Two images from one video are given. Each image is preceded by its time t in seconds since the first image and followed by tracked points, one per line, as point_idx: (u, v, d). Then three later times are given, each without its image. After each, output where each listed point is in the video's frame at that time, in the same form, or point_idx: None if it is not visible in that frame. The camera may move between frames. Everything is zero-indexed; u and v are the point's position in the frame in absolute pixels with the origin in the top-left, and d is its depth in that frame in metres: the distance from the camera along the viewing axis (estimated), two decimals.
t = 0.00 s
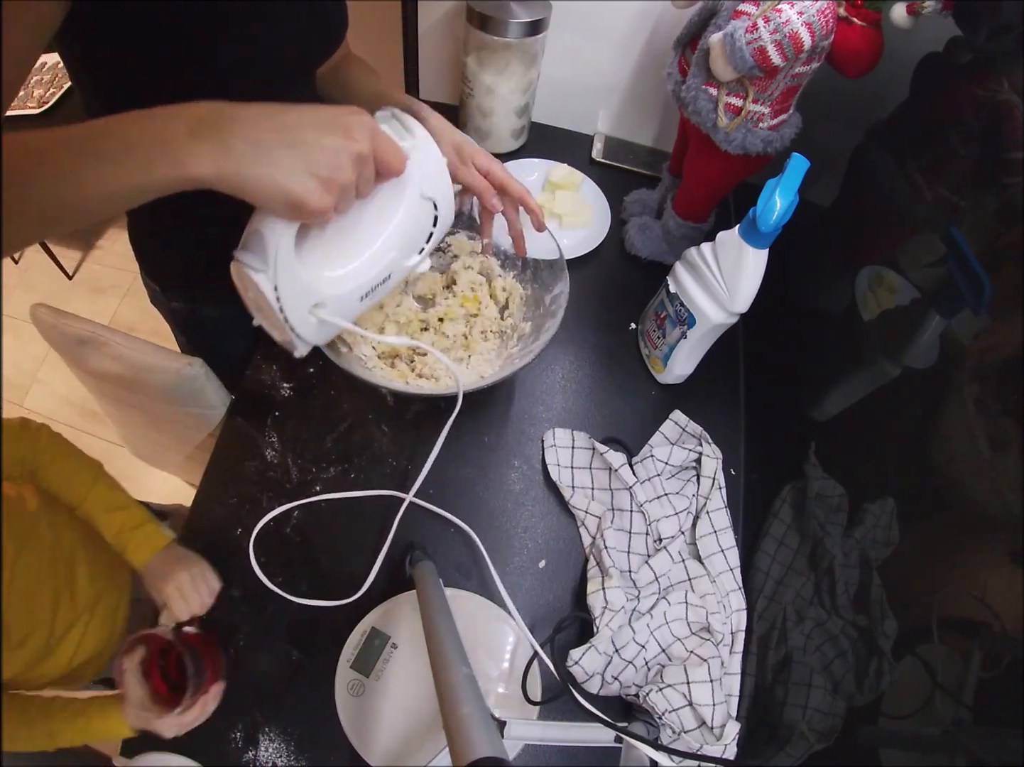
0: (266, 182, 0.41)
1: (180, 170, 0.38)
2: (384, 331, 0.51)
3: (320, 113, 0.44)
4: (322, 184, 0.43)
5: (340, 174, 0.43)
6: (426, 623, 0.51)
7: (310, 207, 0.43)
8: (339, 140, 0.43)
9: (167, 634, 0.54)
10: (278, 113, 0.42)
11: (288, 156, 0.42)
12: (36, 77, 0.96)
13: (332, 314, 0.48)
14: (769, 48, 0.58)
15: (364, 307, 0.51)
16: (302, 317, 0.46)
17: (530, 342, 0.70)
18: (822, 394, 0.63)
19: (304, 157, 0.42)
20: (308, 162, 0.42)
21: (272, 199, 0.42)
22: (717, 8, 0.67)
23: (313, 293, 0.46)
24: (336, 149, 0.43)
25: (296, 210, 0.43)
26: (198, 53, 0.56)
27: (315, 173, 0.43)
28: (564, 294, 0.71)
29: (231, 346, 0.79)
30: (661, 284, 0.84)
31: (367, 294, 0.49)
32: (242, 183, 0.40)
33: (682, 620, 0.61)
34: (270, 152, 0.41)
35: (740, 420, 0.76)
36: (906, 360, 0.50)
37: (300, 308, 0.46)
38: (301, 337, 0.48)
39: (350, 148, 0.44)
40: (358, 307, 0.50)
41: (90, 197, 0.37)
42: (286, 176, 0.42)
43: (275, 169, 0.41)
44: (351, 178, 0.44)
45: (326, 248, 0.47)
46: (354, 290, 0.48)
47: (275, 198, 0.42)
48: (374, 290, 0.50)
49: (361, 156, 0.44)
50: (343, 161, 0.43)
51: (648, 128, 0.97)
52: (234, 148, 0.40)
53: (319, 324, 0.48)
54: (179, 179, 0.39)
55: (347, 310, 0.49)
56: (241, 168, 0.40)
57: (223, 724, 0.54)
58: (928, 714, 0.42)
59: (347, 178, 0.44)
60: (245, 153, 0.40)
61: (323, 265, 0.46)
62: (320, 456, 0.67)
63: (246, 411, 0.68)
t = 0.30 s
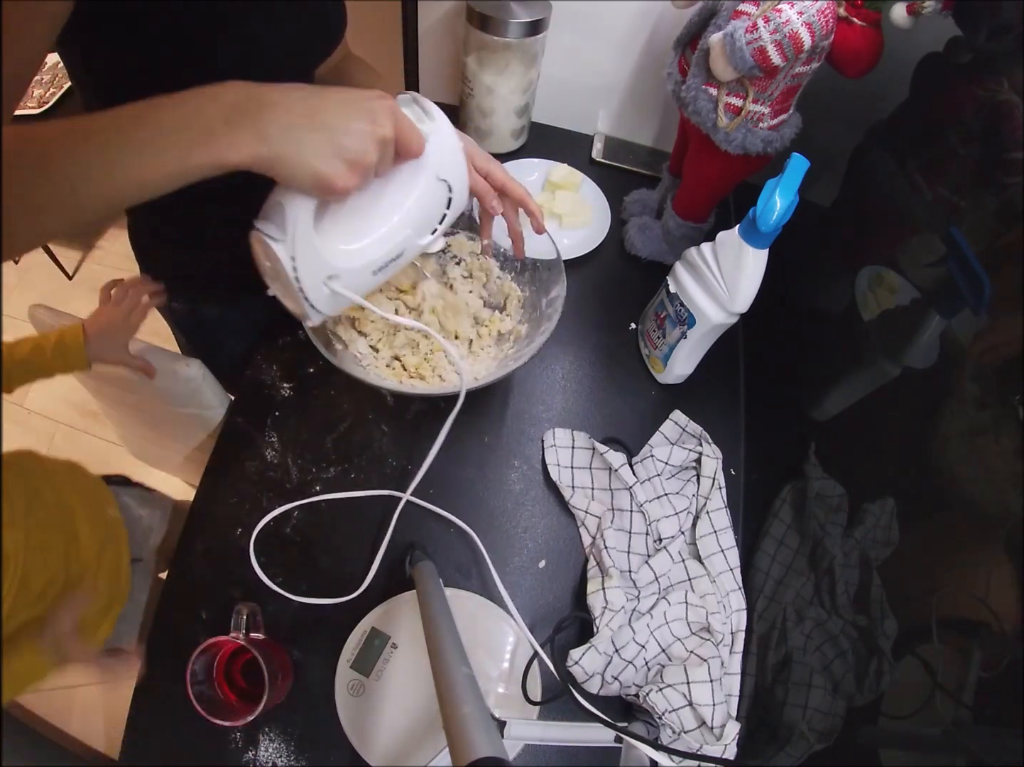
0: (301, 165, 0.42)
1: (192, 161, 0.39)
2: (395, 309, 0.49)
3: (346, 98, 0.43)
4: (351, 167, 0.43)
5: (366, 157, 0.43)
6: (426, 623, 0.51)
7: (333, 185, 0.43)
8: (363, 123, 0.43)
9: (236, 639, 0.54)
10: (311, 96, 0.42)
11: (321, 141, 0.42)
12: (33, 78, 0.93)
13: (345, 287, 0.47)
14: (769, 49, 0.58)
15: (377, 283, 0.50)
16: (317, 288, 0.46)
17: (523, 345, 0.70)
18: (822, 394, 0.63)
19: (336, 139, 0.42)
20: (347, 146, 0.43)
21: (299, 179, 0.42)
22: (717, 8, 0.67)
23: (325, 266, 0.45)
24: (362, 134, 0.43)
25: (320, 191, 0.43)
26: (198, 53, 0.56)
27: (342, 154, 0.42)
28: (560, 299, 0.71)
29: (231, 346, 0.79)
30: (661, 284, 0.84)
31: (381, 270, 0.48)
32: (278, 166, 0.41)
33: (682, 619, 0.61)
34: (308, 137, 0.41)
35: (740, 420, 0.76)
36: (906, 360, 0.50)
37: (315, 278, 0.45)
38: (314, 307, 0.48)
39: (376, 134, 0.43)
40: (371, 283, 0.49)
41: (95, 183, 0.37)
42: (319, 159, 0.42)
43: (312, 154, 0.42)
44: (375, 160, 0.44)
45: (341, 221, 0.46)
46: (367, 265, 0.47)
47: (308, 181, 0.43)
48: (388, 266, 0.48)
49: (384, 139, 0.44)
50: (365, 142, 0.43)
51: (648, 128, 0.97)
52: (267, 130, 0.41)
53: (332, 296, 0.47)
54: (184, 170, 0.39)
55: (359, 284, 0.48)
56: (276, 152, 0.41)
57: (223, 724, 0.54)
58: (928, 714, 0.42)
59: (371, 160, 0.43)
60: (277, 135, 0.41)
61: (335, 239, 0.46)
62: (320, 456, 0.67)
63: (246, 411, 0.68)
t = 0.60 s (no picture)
0: (229, 186, 0.42)
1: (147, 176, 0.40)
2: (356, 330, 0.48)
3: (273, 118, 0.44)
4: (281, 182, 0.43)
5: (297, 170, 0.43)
6: (426, 623, 0.51)
7: (269, 204, 0.43)
8: (292, 138, 0.43)
9: (236, 639, 0.54)
10: (229, 118, 0.42)
11: (245, 158, 0.42)
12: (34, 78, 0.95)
13: (300, 313, 0.46)
14: (769, 49, 0.58)
15: (336, 307, 0.49)
16: (269, 315, 0.45)
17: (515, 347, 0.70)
18: (822, 394, 0.63)
19: (262, 154, 0.42)
20: (274, 162, 0.43)
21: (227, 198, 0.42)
22: (717, 8, 0.67)
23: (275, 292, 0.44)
24: (288, 147, 0.43)
25: (248, 206, 0.43)
26: (198, 53, 0.56)
27: (271, 169, 0.43)
28: (554, 299, 0.71)
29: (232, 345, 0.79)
30: (661, 284, 0.83)
31: (336, 292, 0.47)
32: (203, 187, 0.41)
33: (682, 620, 0.61)
34: (225, 155, 0.42)
35: (740, 421, 0.76)
36: (906, 360, 0.50)
37: (265, 305, 0.45)
38: (272, 338, 0.47)
39: (306, 147, 0.43)
40: (328, 307, 0.48)
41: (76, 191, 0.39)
42: (239, 175, 0.42)
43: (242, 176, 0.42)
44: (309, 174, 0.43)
45: (296, 247, 0.46)
46: (320, 288, 0.46)
47: (229, 197, 0.42)
48: (343, 287, 0.47)
49: (319, 155, 0.44)
50: (295, 154, 0.43)
51: (648, 128, 0.97)
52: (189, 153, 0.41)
53: (288, 323, 0.46)
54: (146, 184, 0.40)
55: (316, 308, 0.47)
56: (202, 176, 0.41)
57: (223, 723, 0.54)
58: (928, 714, 0.42)
59: (305, 174, 0.43)
60: (201, 156, 0.41)
61: (288, 263, 0.45)
62: (320, 456, 0.67)
63: (246, 412, 0.68)
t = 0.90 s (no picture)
0: (294, 169, 0.43)
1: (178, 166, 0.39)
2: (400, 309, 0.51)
3: (337, 104, 0.45)
4: (348, 171, 0.44)
5: (365, 160, 0.44)
6: (425, 623, 0.51)
7: (331, 190, 0.44)
8: (359, 127, 0.44)
9: (236, 639, 0.54)
10: (301, 104, 0.43)
11: (307, 140, 0.43)
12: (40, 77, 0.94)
13: (350, 291, 0.49)
14: (769, 48, 0.58)
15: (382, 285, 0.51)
16: (321, 291, 0.48)
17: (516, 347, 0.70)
18: (822, 394, 0.63)
19: (329, 142, 0.43)
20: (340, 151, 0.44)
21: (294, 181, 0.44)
22: (717, 8, 0.67)
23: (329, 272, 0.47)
24: (360, 136, 0.44)
25: (315, 193, 0.44)
26: (199, 51, 0.56)
27: (336, 157, 0.44)
28: (555, 299, 0.71)
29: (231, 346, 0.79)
30: (661, 285, 0.84)
31: (385, 271, 0.50)
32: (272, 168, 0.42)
33: (682, 620, 0.61)
34: (298, 140, 0.43)
35: (740, 421, 0.76)
36: (906, 360, 0.50)
37: (318, 283, 0.48)
38: (322, 309, 0.50)
39: (373, 139, 0.44)
40: (376, 285, 0.50)
41: (98, 200, 0.38)
42: (309, 160, 0.43)
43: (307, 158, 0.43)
44: (372, 165, 0.45)
45: (348, 227, 0.47)
46: (368, 269, 0.48)
47: (294, 181, 0.44)
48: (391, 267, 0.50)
49: (383, 143, 0.45)
50: (361, 144, 0.44)
51: (648, 128, 0.97)
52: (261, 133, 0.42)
53: (339, 299, 0.49)
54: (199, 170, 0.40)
55: (366, 287, 0.49)
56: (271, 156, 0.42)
57: (223, 723, 0.54)
58: (928, 714, 0.42)
59: (369, 164, 0.45)
60: (271, 139, 0.42)
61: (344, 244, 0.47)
62: (320, 456, 0.67)
63: (246, 411, 0.68)
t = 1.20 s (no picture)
0: (258, 207, 0.42)
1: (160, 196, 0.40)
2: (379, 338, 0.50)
3: (300, 135, 0.44)
4: (314, 202, 0.44)
5: (331, 189, 0.44)
6: (426, 623, 0.51)
7: (298, 225, 0.43)
8: (324, 159, 0.43)
9: (236, 639, 0.54)
10: (261, 138, 0.42)
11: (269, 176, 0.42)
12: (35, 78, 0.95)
13: (326, 323, 0.48)
14: (769, 49, 0.58)
15: (358, 315, 0.51)
16: (296, 325, 0.47)
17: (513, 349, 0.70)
18: (822, 394, 0.63)
19: (291, 177, 0.42)
20: (307, 184, 0.43)
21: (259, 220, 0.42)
22: (717, 8, 0.67)
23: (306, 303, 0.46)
24: (324, 166, 0.43)
25: (282, 230, 0.43)
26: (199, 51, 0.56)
27: (302, 192, 0.43)
28: (554, 299, 0.71)
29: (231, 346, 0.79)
30: (661, 284, 0.84)
31: (362, 302, 0.49)
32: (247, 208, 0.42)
33: (682, 620, 0.61)
34: (261, 176, 0.42)
35: (740, 421, 0.76)
36: (906, 360, 0.50)
37: (292, 316, 0.46)
38: (295, 343, 0.48)
39: (339, 167, 0.44)
40: (351, 316, 0.50)
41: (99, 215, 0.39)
42: (272, 196, 0.42)
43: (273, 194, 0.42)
44: (341, 193, 0.44)
45: (323, 256, 0.47)
46: (347, 299, 0.47)
47: (257, 219, 0.42)
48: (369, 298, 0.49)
49: (352, 173, 0.45)
50: (325, 175, 0.43)
51: (648, 127, 0.97)
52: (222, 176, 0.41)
53: (313, 332, 0.48)
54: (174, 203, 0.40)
55: (340, 318, 0.48)
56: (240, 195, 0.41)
57: (223, 723, 0.54)
58: (928, 714, 0.42)
59: (336, 195, 0.44)
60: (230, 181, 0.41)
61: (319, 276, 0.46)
62: (320, 456, 0.67)
63: (246, 411, 0.68)
